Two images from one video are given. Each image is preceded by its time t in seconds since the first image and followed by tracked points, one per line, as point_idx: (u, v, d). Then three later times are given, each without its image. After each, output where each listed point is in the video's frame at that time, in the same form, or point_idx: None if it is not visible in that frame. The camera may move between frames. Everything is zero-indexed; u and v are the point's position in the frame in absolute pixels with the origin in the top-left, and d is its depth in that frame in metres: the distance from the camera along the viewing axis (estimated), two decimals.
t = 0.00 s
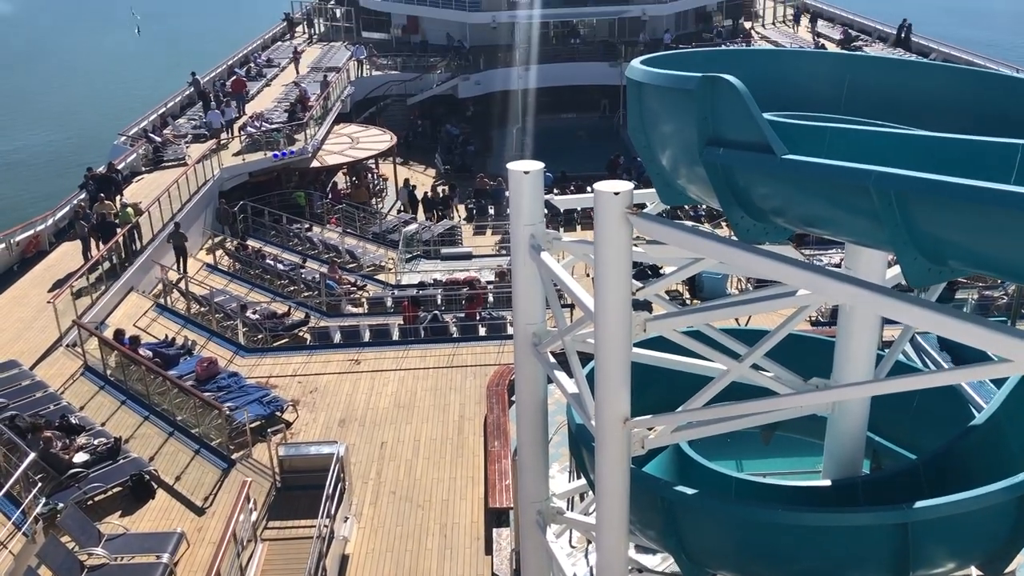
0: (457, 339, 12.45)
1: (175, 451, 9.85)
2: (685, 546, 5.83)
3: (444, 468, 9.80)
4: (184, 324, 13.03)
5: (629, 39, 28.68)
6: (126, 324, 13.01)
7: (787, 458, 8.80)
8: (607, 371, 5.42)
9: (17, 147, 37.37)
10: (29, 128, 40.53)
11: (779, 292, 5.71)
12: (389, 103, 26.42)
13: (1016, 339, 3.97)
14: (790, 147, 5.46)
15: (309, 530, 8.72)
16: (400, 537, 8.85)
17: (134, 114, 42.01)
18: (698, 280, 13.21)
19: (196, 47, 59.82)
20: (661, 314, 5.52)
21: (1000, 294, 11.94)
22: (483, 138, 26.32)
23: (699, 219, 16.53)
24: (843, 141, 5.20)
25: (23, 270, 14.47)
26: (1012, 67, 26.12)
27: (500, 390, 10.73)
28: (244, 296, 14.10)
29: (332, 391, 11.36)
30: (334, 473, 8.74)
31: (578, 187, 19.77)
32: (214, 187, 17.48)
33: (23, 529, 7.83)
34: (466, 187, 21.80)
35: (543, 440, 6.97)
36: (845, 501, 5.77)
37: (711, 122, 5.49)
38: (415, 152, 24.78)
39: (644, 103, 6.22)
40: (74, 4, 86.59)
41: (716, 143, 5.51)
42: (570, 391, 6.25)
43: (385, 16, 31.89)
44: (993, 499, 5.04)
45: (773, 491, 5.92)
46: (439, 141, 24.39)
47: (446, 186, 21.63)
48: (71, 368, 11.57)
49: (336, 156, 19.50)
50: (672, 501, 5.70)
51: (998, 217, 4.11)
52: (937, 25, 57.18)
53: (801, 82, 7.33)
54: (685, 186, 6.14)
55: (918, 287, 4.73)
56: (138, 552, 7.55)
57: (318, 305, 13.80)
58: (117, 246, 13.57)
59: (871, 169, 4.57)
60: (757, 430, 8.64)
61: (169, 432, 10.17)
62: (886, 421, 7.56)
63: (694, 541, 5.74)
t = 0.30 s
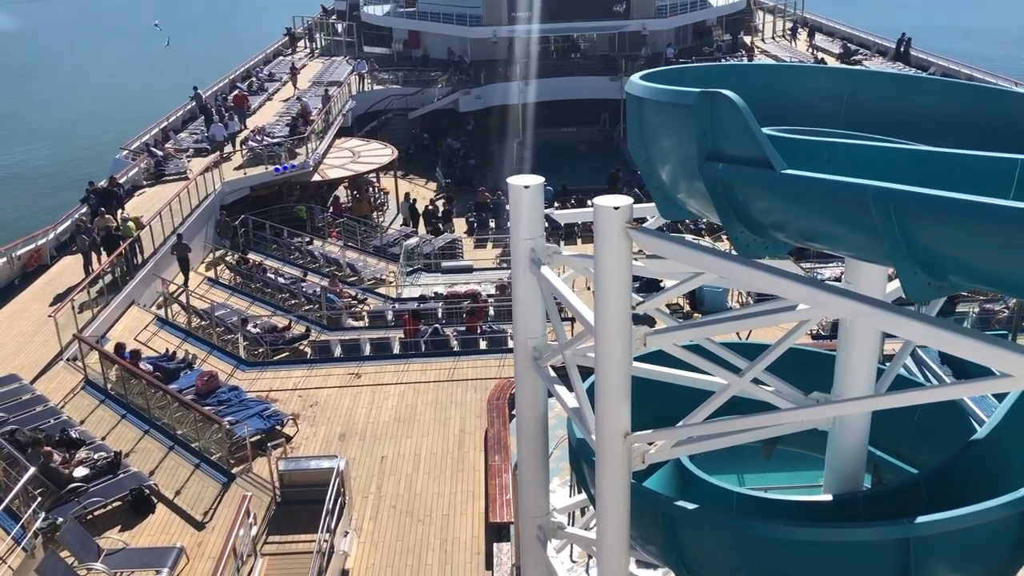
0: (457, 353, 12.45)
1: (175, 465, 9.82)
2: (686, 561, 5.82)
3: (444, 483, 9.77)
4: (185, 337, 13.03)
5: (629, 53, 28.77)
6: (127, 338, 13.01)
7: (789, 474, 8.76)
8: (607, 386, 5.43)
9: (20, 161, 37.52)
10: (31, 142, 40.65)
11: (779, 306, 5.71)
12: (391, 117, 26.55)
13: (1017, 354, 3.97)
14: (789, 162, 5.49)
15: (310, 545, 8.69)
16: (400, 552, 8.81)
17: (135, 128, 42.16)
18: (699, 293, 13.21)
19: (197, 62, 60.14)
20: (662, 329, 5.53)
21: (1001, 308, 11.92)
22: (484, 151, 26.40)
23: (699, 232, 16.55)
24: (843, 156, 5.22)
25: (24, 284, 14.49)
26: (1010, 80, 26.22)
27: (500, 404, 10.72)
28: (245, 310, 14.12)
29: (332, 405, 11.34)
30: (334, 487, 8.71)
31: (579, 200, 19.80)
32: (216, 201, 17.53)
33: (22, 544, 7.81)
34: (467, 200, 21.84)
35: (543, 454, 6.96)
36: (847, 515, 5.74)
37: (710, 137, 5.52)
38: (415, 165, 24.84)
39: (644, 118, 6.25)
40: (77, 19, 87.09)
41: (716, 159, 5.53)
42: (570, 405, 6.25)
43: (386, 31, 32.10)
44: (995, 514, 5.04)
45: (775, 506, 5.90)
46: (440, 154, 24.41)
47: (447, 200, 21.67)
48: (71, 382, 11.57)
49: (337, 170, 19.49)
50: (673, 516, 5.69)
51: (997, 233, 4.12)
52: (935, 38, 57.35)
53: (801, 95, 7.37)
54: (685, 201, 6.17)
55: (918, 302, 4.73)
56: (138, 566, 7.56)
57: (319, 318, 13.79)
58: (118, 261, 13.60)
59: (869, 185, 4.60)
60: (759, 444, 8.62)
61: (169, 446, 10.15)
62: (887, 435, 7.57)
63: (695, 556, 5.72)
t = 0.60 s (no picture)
0: (458, 369, 12.46)
1: (175, 482, 9.80)
2: None
3: (445, 500, 9.74)
4: (186, 353, 13.05)
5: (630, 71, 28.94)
6: (128, 354, 13.02)
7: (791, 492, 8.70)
8: (607, 404, 5.43)
9: (22, 178, 37.67)
10: (36, 158, 40.90)
11: (780, 323, 5.72)
12: (393, 134, 26.71)
13: (1017, 373, 3.97)
14: (789, 180, 5.52)
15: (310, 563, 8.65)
16: (400, 570, 8.77)
17: (138, 144, 42.35)
18: (700, 310, 13.21)
19: (200, 79, 60.49)
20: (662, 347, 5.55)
21: (1002, 325, 11.91)
22: (485, 168, 26.48)
23: (700, 249, 16.58)
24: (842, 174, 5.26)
25: (25, 300, 14.53)
26: (1010, 98, 26.32)
27: (501, 421, 10.71)
28: (246, 326, 14.13)
29: (333, 422, 11.32)
30: (334, 504, 8.68)
31: (580, 216, 19.87)
32: (218, 218, 17.60)
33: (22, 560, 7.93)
34: (468, 217, 21.88)
35: (544, 472, 6.96)
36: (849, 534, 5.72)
37: (710, 155, 5.55)
38: (417, 182, 24.94)
39: (644, 137, 6.30)
40: (81, 36, 87.69)
41: (716, 177, 5.57)
42: (570, 423, 6.25)
43: (389, 49, 32.34)
44: (998, 533, 5.02)
45: (776, 525, 5.89)
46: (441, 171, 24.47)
47: (448, 216, 21.73)
48: (72, 399, 11.56)
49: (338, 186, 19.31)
50: (674, 535, 5.67)
51: (996, 252, 4.15)
52: (935, 55, 57.57)
53: (801, 113, 7.42)
54: (685, 219, 6.20)
55: (917, 321, 4.74)
56: None
57: (320, 335, 13.78)
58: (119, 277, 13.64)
59: (868, 203, 4.62)
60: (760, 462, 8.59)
61: (169, 463, 10.13)
62: (889, 454, 7.56)
63: None
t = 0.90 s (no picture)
0: (460, 389, 12.43)
1: (175, 501, 9.76)
2: None
3: (445, 521, 9.70)
4: (187, 372, 13.03)
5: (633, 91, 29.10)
6: (129, 372, 13.01)
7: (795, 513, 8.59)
8: (610, 424, 5.42)
9: (26, 196, 37.84)
10: (41, 177, 41.15)
11: (782, 344, 5.71)
12: (396, 153, 26.87)
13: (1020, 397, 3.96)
14: (790, 201, 5.54)
15: None
16: None
17: (142, 162, 42.57)
18: (702, 330, 13.18)
19: (205, 98, 60.91)
20: (664, 367, 5.56)
21: (1006, 346, 11.86)
22: (488, 187, 26.55)
23: (702, 269, 16.60)
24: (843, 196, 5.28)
25: (27, 318, 14.54)
26: (1011, 120, 26.45)
27: (503, 441, 10.69)
28: (247, 344, 14.13)
29: (334, 441, 11.29)
30: (334, 525, 8.63)
31: (582, 236, 19.91)
32: (220, 236, 17.65)
33: None
34: (471, 236, 21.92)
35: (546, 493, 6.94)
36: (853, 555, 5.68)
37: (712, 177, 5.58)
38: (419, 201, 25.02)
39: (646, 157, 6.32)
40: (87, 55, 88.43)
41: (718, 198, 5.59)
42: (573, 444, 6.23)
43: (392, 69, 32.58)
44: (1002, 556, 4.98)
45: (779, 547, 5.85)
46: (444, 190, 24.50)
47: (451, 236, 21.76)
48: (72, 417, 11.54)
49: (342, 206, 19.47)
50: (677, 557, 5.63)
51: (999, 274, 4.15)
52: (936, 76, 57.82)
53: (803, 134, 7.44)
54: (688, 239, 6.23)
55: (920, 342, 4.73)
56: None
57: (321, 353, 13.76)
58: (122, 295, 13.67)
59: (870, 225, 4.63)
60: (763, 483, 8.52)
61: (169, 482, 10.10)
62: (893, 476, 7.55)
63: None
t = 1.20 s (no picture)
0: (462, 411, 12.40)
1: (175, 523, 9.72)
2: None
3: (447, 544, 9.63)
4: (189, 394, 13.00)
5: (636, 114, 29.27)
6: (131, 393, 12.99)
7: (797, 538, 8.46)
8: (612, 448, 5.39)
9: (32, 215, 38.02)
10: (46, 197, 41.37)
11: (787, 368, 5.69)
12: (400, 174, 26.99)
13: None
14: (793, 227, 5.59)
15: None
16: None
17: (147, 183, 42.82)
18: (704, 353, 13.15)
19: (210, 119, 61.34)
20: (667, 392, 5.54)
21: (1010, 371, 11.82)
22: (492, 209, 26.60)
23: (704, 291, 16.62)
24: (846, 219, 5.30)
25: (30, 338, 14.55)
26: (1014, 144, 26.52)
27: (505, 464, 10.68)
28: (250, 365, 14.12)
29: (335, 463, 11.24)
30: (334, 548, 8.57)
31: (585, 257, 19.97)
32: (224, 257, 17.71)
33: None
34: (473, 257, 21.96)
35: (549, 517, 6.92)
36: None
37: (715, 200, 5.60)
38: (423, 222, 25.11)
39: (649, 180, 6.36)
40: (95, 77, 89.23)
41: (720, 222, 5.62)
42: (575, 468, 6.19)
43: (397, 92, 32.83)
44: None
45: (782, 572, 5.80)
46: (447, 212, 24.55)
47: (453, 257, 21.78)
48: (74, 438, 11.51)
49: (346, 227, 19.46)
50: None
51: (1001, 299, 4.16)
52: (938, 100, 58.13)
53: (805, 157, 7.49)
54: (691, 262, 6.24)
55: (923, 367, 4.72)
56: None
57: (324, 375, 13.75)
58: (125, 316, 13.69)
59: (871, 250, 4.67)
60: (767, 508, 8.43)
61: (170, 503, 10.06)
62: (897, 503, 7.75)
63: None
